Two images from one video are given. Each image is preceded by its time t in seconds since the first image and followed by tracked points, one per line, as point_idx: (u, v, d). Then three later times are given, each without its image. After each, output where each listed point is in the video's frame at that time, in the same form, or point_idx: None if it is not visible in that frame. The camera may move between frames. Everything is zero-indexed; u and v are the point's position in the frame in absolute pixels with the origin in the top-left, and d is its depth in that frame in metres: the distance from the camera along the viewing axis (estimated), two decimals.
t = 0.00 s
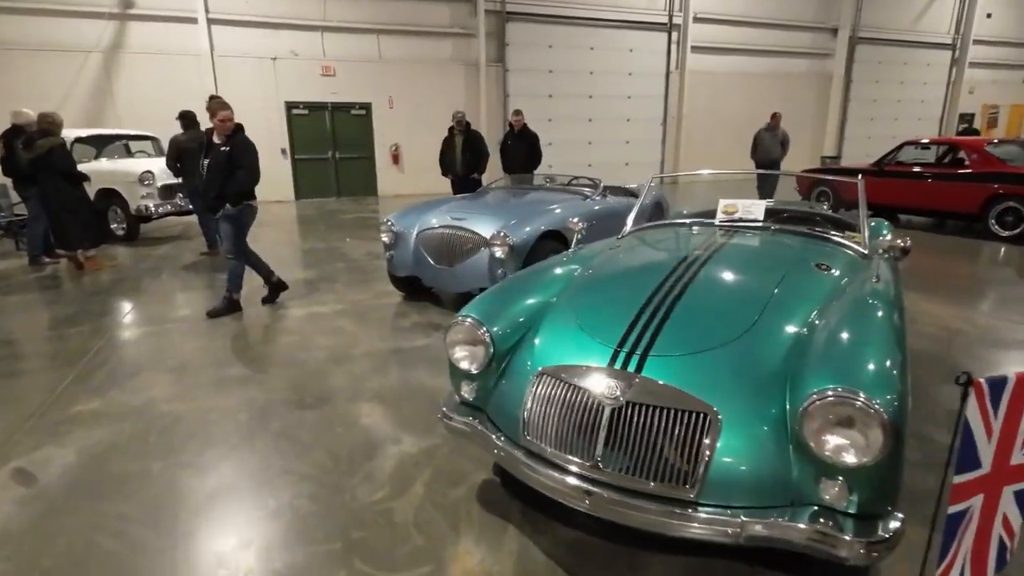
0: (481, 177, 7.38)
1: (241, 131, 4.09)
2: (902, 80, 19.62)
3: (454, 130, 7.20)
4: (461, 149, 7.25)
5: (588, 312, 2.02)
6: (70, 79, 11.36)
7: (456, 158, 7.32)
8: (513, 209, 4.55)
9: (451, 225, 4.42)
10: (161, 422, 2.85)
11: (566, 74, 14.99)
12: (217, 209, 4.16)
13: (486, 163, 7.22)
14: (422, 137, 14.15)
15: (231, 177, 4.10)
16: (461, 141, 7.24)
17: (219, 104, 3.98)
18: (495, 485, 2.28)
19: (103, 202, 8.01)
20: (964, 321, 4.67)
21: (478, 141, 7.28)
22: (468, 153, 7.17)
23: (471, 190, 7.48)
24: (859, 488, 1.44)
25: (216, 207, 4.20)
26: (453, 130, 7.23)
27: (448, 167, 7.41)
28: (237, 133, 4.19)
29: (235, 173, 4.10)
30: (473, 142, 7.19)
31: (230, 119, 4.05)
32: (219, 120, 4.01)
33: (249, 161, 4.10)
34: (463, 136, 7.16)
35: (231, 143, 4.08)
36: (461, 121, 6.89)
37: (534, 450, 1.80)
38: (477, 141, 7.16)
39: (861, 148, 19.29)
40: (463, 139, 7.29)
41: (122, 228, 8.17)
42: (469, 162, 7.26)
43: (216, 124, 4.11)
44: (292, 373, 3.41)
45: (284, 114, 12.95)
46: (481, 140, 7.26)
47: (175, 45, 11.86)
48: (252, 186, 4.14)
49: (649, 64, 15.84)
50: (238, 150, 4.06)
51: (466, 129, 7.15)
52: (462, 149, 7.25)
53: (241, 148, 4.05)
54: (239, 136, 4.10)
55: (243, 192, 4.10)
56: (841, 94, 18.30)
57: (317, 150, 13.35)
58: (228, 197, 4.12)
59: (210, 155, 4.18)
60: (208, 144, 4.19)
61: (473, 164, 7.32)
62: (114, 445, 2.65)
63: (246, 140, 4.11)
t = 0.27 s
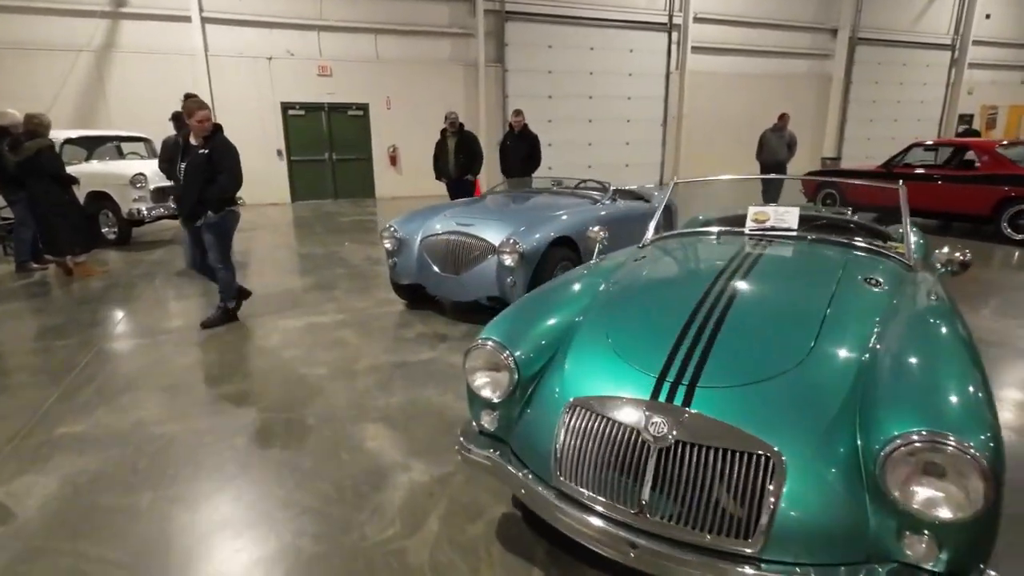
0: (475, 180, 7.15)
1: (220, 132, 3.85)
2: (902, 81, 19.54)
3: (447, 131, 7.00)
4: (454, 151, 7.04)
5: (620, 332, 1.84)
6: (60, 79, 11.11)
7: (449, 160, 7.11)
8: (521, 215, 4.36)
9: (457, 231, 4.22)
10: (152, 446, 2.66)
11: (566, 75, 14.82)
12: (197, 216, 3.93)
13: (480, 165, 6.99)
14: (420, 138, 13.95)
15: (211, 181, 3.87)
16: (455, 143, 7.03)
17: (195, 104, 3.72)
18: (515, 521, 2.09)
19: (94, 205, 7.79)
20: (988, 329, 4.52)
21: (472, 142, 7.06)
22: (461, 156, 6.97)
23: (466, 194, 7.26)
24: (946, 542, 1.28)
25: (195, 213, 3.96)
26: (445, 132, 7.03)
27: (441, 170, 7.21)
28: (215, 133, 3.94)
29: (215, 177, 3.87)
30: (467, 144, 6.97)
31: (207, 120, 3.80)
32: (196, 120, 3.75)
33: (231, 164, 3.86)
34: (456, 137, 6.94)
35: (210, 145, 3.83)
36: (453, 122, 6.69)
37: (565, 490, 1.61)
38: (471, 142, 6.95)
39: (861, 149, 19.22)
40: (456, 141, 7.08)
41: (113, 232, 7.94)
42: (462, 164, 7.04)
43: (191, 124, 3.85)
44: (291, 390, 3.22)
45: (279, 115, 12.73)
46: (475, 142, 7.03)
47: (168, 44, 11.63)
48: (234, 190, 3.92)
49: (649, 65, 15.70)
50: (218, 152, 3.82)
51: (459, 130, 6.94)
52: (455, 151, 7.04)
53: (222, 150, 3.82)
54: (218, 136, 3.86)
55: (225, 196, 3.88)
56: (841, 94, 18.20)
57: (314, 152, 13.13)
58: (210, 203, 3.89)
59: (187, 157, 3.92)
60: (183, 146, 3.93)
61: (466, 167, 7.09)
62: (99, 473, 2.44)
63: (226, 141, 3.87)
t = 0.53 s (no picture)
0: (468, 179, 6.89)
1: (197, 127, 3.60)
2: (906, 78, 19.36)
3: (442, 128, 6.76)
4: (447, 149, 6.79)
5: (655, 345, 1.64)
6: (51, 75, 10.85)
7: (443, 158, 6.86)
8: (528, 215, 4.16)
9: (462, 231, 4.01)
10: (136, 465, 2.44)
11: (567, 71, 14.59)
12: (175, 219, 3.65)
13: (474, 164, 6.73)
14: (419, 136, 13.71)
15: (189, 180, 3.60)
16: (449, 141, 6.79)
17: (169, 96, 3.45)
18: (537, 553, 1.89)
19: (84, 204, 7.55)
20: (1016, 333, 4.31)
21: (467, 141, 6.81)
22: (455, 154, 6.72)
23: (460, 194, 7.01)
24: None
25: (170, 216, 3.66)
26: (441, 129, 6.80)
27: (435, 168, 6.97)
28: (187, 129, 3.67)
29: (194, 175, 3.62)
30: (461, 142, 6.72)
31: (184, 114, 3.54)
32: (171, 114, 3.48)
33: (211, 161, 3.63)
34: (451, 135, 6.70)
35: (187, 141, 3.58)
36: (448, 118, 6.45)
37: (602, 532, 1.41)
38: (466, 140, 6.70)
39: (863, 147, 19.07)
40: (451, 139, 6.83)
41: (104, 232, 7.70)
42: (457, 163, 6.79)
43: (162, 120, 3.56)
44: (288, 401, 3.01)
45: (276, 112, 12.49)
46: (471, 140, 6.78)
47: (161, 39, 11.37)
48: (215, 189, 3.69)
49: (651, 61, 15.50)
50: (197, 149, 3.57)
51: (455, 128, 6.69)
52: (449, 149, 6.79)
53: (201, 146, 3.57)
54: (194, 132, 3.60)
55: (206, 196, 3.64)
56: (845, 92, 18.02)
57: (311, 149, 12.89)
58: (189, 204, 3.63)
59: (158, 156, 3.62)
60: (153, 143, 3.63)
61: (460, 166, 6.84)
62: (76, 498, 2.23)
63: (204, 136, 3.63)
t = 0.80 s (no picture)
0: (456, 182, 6.58)
1: (160, 125, 3.33)
2: (907, 75, 19.21)
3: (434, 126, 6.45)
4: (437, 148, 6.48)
5: (700, 372, 1.45)
6: (37, 71, 10.55)
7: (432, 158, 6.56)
8: (536, 217, 3.95)
9: (466, 234, 3.79)
10: (115, 498, 2.22)
11: (567, 67, 14.36)
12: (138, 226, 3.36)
13: (461, 166, 6.40)
14: (416, 133, 13.46)
15: (154, 184, 3.34)
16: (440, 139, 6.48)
17: (128, 92, 3.17)
18: None
19: (70, 204, 7.29)
20: None
21: (460, 141, 6.49)
22: (443, 154, 6.41)
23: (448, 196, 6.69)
24: None
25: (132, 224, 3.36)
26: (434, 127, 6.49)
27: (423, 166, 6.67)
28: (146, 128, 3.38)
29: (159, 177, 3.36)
30: (451, 142, 6.39)
31: (145, 111, 3.26)
32: (131, 111, 3.20)
33: (177, 163, 3.37)
34: (444, 132, 6.40)
35: (150, 140, 3.29)
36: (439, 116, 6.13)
37: None
38: (456, 141, 6.37)
39: (864, 144, 18.93)
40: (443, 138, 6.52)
41: (92, 232, 7.45)
42: (445, 163, 6.49)
43: (120, 117, 3.26)
44: (282, 421, 2.80)
45: (269, 109, 12.22)
46: (462, 141, 6.45)
47: (151, 34, 11.08)
48: (181, 192, 3.46)
49: (651, 57, 15.28)
50: (161, 149, 3.30)
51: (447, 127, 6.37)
52: (439, 149, 6.48)
53: (167, 145, 3.32)
54: (156, 131, 3.33)
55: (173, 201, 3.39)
56: (845, 89, 17.86)
57: (306, 147, 12.63)
58: (155, 209, 3.37)
59: (115, 157, 3.31)
60: (108, 144, 3.31)
61: (448, 167, 6.52)
62: (48, 536, 2.02)
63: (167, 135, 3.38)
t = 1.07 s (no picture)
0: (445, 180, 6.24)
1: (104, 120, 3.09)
2: (900, 73, 19.19)
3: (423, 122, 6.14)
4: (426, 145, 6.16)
5: (758, 398, 1.27)
6: (16, 67, 10.20)
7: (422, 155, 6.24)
8: (543, 218, 3.76)
9: (469, 237, 3.59)
10: (87, 534, 2.00)
11: (561, 64, 14.17)
12: (86, 230, 3.08)
13: (450, 164, 6.07)
14: (409, 131, 13.21)
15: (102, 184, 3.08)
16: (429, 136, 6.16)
17: (69, 81, 2.90)
18: None
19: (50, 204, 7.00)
20: None
21: (451, 138, 6.20)
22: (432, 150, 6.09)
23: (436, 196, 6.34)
24: None
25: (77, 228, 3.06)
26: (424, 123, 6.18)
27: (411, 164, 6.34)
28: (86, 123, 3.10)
29: (107, 177, 3.11)
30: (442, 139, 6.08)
31: (88, 103, 3.00)
32: (74, 102, 2.92)
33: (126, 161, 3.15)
34: (435, 129, 6.11)
35: (95, 136, 3.04)
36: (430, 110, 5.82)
37: None
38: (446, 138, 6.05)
39: (859, 142, 18.90)
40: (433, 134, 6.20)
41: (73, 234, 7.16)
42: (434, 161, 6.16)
43: (57, 110, 2.96)
44: (274, 441, 2.58)
45: (259, 106, 11.93)
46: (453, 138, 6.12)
47: (136, 29, 10.77)
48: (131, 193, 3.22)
49: (646, 54, 15.10)
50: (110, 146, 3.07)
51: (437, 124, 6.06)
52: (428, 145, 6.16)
53: (115, 142, 3.10)
54: (100, 126, 3.07)
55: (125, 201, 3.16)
56: (840, 86, 17.80)
57: (296, 145, 12.36)
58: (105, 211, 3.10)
59: (53, 155, 2.99)
60: (44, 138, 2.99)
61: (438, 165, 6.20)
62: None
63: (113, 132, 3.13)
